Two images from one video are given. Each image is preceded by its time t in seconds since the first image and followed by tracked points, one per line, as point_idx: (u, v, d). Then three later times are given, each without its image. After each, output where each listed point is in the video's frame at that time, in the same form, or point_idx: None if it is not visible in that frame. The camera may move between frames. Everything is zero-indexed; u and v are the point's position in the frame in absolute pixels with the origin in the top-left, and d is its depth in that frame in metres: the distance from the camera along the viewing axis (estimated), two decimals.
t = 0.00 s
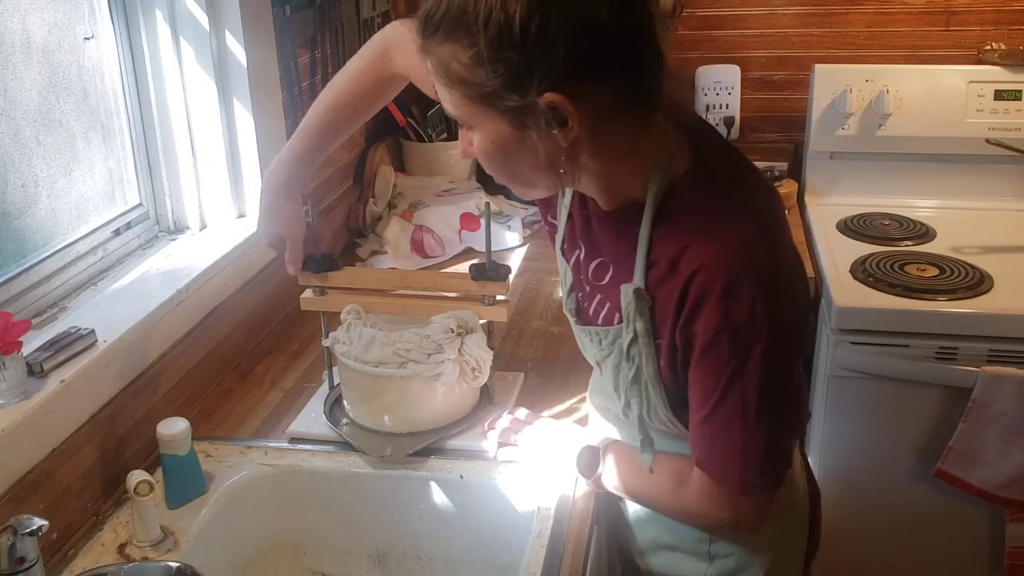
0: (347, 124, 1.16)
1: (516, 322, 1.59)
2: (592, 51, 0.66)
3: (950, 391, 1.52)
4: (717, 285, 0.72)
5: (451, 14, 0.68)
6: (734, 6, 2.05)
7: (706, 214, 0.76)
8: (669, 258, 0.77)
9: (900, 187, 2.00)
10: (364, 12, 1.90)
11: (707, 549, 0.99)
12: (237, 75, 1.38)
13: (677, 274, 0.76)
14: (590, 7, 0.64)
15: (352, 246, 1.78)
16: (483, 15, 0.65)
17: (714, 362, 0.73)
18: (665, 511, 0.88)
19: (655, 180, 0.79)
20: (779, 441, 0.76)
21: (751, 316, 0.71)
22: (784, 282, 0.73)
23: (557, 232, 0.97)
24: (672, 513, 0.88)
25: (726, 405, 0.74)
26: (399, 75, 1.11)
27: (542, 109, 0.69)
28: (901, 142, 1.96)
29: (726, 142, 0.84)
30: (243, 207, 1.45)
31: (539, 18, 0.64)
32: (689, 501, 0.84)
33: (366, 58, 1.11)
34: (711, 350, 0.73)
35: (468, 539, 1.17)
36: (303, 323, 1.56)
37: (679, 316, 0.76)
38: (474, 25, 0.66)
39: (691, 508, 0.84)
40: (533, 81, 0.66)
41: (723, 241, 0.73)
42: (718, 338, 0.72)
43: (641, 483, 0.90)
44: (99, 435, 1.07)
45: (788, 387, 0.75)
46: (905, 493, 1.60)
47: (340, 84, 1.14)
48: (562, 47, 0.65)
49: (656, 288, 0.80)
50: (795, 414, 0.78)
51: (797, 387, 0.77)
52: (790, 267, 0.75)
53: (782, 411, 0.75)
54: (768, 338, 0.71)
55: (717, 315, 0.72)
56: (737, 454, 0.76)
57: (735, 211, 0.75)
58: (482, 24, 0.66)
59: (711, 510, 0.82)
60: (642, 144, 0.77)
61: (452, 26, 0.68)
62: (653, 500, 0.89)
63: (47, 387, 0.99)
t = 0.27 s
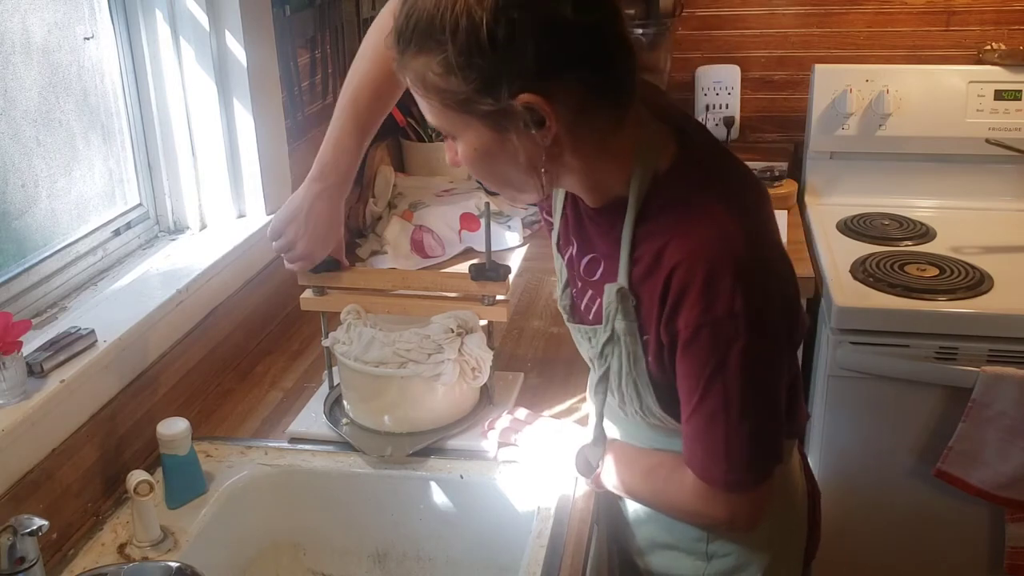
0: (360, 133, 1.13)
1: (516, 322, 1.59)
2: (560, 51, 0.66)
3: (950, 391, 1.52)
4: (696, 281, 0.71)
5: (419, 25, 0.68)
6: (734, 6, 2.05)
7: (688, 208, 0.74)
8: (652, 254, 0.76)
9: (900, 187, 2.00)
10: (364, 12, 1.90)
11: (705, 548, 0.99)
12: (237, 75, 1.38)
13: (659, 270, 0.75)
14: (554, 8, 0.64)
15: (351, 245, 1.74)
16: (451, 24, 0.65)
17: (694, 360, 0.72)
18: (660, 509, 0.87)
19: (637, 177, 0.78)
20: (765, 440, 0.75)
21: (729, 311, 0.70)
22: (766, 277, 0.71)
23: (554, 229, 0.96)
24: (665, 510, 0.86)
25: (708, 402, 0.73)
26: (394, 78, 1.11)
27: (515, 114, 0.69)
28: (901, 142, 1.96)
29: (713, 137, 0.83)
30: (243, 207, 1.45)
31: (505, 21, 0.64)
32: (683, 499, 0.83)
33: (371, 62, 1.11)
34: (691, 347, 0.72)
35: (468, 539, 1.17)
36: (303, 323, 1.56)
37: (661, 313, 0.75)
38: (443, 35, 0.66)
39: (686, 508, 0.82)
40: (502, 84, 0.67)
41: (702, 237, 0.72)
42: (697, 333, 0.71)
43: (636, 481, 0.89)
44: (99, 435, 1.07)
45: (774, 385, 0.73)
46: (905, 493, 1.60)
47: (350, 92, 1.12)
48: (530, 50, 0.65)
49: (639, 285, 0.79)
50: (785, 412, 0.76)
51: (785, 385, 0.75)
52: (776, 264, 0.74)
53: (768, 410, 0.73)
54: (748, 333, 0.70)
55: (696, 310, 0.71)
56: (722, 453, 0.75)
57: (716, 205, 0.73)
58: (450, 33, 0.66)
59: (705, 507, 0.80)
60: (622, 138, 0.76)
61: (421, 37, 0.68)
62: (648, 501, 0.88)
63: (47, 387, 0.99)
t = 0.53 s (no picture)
0: (346, 130, 1.12)
1: (516, 322, 1.59)
2: (553, 58, 0.66)
3: (949, 391, 1.52)
4: (683, 282, 0.71)
5: (412, 35, 0.67)
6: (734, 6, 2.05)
7: (676, 209, 0.74)
8: (641, 255, 0.76)
9: (900, 187, 2.00)
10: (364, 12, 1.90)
11: (706, 548, 0.99)
12: (237, 75, 1.38)
13: (648, 271, 0.75)
14: (546, 16, 0.64)
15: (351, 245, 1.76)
16: (443, 35, 0.65)
17: (682, 360, 0.72)
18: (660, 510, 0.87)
19: (627, 180, 0.78)
20: (756, 439, 0.74)
21: (716, 311, 0.70)
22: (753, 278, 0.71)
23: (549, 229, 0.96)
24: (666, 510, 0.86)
25: (697, 403, 0.73)
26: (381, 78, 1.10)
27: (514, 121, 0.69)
28: (901, 142, 1.95)
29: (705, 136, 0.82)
30: (243, 207, 1.45)
31: (499, 33, 0.64)
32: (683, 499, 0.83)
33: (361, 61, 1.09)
34: (679, 347, 0.71)
35: (468, 539, 1.17)
36: (304, 323, 1.56)
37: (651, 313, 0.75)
38: (437, 45, 0.66)
39: (687, 509, 0.82)
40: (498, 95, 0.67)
41: (689, 238, 0.72)
42: (684, 334, 0.71)
43: (636, 482, 0.89)
44: (99, 436, 1.07)
45: (764, 385, 0.73)
46: (905, 493, 1.60)
47: (339, 90, 1.11)
48: (522, 60, 0.65)
49: (630, 285, 0.79)
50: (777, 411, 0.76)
51: (776, 386, 0.74)
52: (766, 265, 0.73)
53: (757, 411, 0.73)
54: (735, 334, 0.70)
55: (683, 311, 0.71)
56: (711, 453, 0.74)
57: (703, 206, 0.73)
58: (444, 44, 0.65)
59: (707, 509, 0.80)
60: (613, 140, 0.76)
61: (413, 48, 0.68)
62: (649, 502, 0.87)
63: (47, 387, 0.99)
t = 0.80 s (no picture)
0: (329, 122, 1.14)
1: (516, 322, 1.59)
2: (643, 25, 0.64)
3: (949, 391, 1.52)
4: (695, 285, 0.70)
5: None
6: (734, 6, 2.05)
7: (687, 210, 0.74)
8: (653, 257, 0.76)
9: (901, 187, 2.00)
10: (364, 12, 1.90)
11: (708, 547, 0.99)
12: (237, 75, 1.38)
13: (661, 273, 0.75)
14: None
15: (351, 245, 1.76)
16: None
17: (695, 363, 0.71)
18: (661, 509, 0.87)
19: (639, 180, 0.78)
20: (767, 440, 0.74)
21: (729, 314, 0.69)
22: (764, 280, 0.71)
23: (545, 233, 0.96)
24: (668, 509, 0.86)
25: (710, 406, 0.72)
26: (374, 66, 1.09)
27: (569, 95, 0.66)
28: (901, 142, 1.95)
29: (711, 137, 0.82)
30: (243, 207, 1.45)
31: None
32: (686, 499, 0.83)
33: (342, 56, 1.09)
34: (692, 351, 0.71)
35: (469, 539, 1.17)
36: (303, 323, 1.56)
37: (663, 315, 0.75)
38: None
39: (687, 508, 0.82)
40: (555, 64, 0.64)
41: (701, 240, 0.71)
42: (697, 336, 0.71)
43: (636, 483, 0.89)
44: (99, 435, 1.07)
45: (773, 386, 0.73)
46: (906, 493, 1.60)
47: (320, 84, 1.11)
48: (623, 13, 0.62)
49: (646, 287, 0.79)
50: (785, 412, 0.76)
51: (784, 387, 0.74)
52: (775, 266, 0.73)
53: (766, 412, 0.73)
54: (747, 336, 0.70)
55: (696, 314, 0.70)
56: (722, 454, 0.74)
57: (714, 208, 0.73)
58: None
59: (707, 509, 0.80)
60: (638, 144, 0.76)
61: None
62: (649, 501, 0.88)
63: (47, 387, 0.99)
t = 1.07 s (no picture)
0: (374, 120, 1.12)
1: (516, 322, 1.59)
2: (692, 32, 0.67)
3: (949, 391, 1.53)
4: (692, 277, 0.70)
5: None
6: (734, 6, 2.05)
7: (684, 203, 0.74)
8: (650, 250, 0.76)
9: (901, 187, 2.00)
10: (364, 12, 1.90)
11: (709, 546, 0.99)
12: (237, 75, 1.38)
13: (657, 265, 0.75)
14: None
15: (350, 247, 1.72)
16: None
17: (692, 355, 0.71)
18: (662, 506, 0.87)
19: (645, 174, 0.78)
20: (765, 433, 0.74)
21: (726, 306, 0.69)
22: (761, 272, 0.71)
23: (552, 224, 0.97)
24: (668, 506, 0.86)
25: (708, 398, 0.72)
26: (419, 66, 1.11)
27: (612, 86, 0.67)
28: (902, 142, 1.95)
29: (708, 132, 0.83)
30: (243, 207, 1.45)
31: None
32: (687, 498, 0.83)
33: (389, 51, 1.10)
34: (689, 343, 0.71)
35: (469, 538, 1.17)
36: (303, 323, 1.55)
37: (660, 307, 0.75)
38: None
39: (688, 503, 0.83)
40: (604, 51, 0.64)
41: (698, 232, 0.71)
42: (694, 328, 0.70)
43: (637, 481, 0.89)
44: (99, 435, 1.07)
45: (771, 379, 0.73)
46: (906, 492, 1.60)
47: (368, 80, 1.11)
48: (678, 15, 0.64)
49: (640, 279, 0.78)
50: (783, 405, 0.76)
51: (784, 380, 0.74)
52: (773, 259, 0.73)
53: (765, 407, 0.73)
54: (744, 329, 0.70)
55: (693, 306, 0.70)
56: (721, 447, 0.74)
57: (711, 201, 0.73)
58: None
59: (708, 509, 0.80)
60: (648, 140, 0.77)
61: None
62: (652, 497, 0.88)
63: (47, 387, 0.99)
